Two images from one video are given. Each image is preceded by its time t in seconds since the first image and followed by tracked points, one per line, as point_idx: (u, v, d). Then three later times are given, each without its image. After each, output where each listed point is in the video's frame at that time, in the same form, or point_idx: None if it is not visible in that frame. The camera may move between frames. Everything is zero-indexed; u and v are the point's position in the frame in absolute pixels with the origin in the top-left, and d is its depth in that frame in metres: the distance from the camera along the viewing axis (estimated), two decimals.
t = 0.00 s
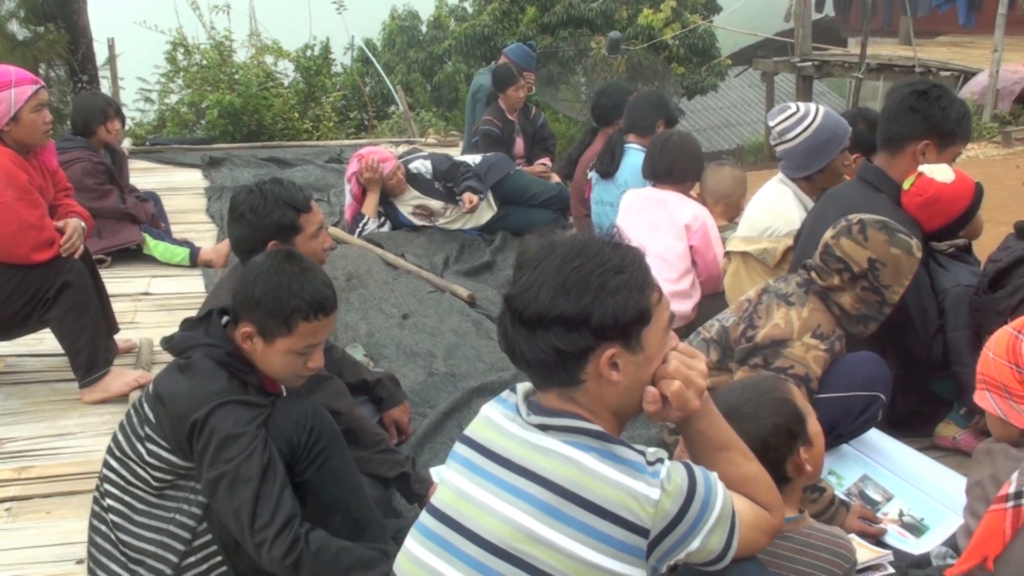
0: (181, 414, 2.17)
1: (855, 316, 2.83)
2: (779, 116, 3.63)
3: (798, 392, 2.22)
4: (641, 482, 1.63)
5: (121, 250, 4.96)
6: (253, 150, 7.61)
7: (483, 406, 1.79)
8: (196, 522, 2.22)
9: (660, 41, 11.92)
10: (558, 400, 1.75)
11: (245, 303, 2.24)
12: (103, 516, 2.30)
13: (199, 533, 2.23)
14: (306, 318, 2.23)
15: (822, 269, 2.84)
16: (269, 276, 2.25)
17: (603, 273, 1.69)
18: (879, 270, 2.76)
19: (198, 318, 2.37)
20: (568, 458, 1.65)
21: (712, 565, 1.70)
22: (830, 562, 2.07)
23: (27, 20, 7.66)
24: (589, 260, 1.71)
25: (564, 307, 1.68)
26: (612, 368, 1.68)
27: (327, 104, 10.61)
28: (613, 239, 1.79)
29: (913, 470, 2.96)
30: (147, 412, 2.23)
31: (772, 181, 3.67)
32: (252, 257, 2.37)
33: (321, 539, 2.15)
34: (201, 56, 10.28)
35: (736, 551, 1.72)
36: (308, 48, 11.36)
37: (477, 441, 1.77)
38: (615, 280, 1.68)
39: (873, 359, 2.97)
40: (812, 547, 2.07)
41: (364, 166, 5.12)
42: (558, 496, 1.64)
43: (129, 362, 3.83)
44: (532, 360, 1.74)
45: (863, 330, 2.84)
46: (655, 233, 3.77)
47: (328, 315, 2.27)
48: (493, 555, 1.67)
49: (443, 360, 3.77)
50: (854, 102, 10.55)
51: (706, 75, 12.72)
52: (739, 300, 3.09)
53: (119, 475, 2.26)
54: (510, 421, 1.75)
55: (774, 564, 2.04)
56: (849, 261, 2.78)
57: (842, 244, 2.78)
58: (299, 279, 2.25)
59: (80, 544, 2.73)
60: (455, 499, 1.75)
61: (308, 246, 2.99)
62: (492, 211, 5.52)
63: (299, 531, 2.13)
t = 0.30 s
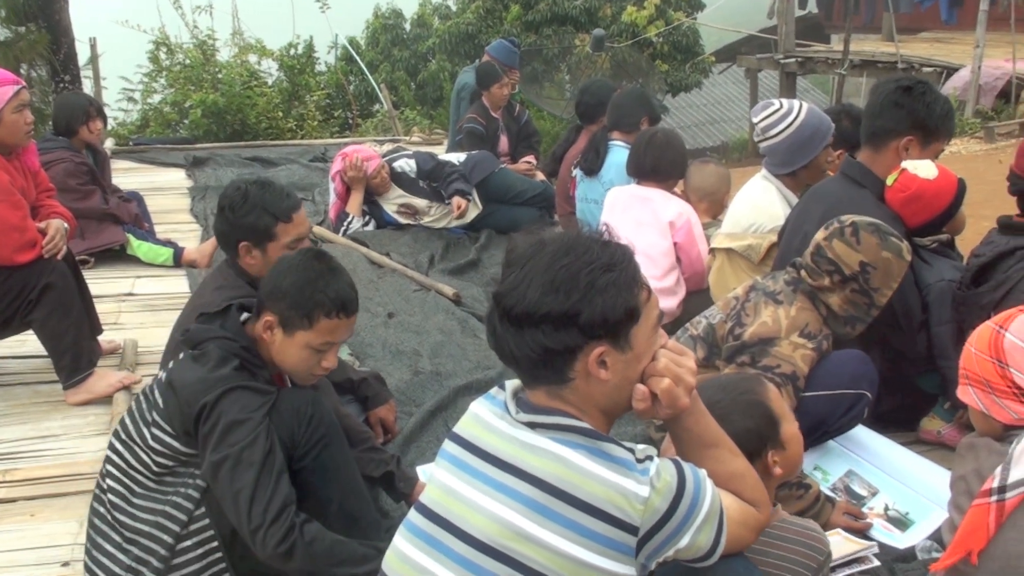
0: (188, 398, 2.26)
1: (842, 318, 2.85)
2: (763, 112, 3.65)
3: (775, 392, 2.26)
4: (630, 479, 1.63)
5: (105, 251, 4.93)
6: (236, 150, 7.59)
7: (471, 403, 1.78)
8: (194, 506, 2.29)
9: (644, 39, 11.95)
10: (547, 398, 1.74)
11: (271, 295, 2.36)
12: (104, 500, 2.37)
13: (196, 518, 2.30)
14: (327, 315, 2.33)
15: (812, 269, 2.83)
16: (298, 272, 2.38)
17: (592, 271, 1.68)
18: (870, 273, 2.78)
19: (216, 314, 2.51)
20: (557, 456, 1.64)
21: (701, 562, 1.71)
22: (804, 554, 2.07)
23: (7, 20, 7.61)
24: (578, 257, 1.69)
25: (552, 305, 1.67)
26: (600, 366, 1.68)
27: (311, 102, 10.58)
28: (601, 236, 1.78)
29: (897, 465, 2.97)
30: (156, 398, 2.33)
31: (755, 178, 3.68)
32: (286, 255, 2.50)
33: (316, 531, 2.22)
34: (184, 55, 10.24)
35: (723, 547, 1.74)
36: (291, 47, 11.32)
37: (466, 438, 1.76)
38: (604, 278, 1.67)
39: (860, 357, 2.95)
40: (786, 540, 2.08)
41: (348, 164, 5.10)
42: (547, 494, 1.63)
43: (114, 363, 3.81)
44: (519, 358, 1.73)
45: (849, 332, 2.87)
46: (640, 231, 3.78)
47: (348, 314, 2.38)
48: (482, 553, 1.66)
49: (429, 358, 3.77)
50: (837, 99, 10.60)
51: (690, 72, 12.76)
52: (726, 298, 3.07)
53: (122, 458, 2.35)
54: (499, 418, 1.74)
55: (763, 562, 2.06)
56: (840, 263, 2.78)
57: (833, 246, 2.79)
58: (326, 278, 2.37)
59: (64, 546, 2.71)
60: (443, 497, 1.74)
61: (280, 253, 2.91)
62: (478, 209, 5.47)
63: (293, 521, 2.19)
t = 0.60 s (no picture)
0: (197, 388, 2.32)
1: (828, 314, 2.86)
2: (748, 110, 3.66)
3: (754, 392, 2.33)
4: (618, 478, 1.63)
5: (89, 250, 4.92)
6: (221, 147, 7.57)
7: (459, 400, 1.77)
8: (193, 496, 2.33)
9: (629, 36, 11.98)
10: (534, 396, 1.73)
11: (289, 298, 2.39)
12: (105, 489, 2.42)
13: (195, 508, 2.33)
14: (342, 323, 2.35)
15: (798, 267, 2.84)
16: (318, 278, 2.40)
17: (581, 270, 1.67)
18: (855, 271, 2.78)
19: (228, 311, 2.55)
20: (543, 453, 1.64)
21: (687, 560, 1.72)
22: (781, 550, 2.08)
23: None
24: (566, 257, 1.68)
25: (540, 304, 1.66)
26: (588, 366, 1.68)
27: (297, 100, 10.55)
28: (588, 235, 1.77)
29: (882, 461, 2.99)
30: (163, 388, 2.39)
31: (741, 176, 3.69)
32: (308, 259, 2.53)
33: (317, 525, 2.25)
34: (168, 53, 10.20)
35: (711, 544, 1.74)
36: (277, 45, 11.29)
37: (452, 435, 1.76)
38: (592, 277, 1.66)
39: (845, 355, 2.96)
40: (763, 537, 2.09)
41: (337, 163, 5.07)
42: (533, 491, 1.63)
43: (98, 362, 3.80)
44: (506, 356, 1.72)
45: (835, 329, 2.87)
46: (626, 228, 3.79)
47: (363, 325, 2.40)
48: (469, 550, 1.66)
49: (415, 356, 3.76)
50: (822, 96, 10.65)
51: (675, 69, 12.81)
52: (713, 295, 3.07)
53: (123, 447, 2.41)
54: (486, 415, 1.74)
55: (746, 559, 2.07)
56: (826, 261, 2.78)
57: (819, 244, 2.79)
58: (346, 287, 2.39)
59: (49, 546, 2.70)
60: (429, 494, 1.74)
61: (259, 259, 2.84)
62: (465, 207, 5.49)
63: (288, 521, 2.20)
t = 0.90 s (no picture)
0: (183, 390, 2.31)
1: (812, 309, 2.86)
2: (731, 107, 3.66)
3: (735, 389, 2.34)
4: (603, 476, 1.63)
5: (72, 251, 4.90)
6: (205, 148, 7.55)
7: (446, 399, 1.77)
8: (179, 497, 2.33)
9: (614, 34, 12.02)
10: (520, 395, 1.73)
11: (282, 300, 2.40)
12: (90, 490, 2.41)
13: (181, 509, 2.33)
14: (336, 327, 2.37)
15: (782, 263, 2.84)
16: (313, 280, 2.41)
17: (566, 270, 1.66)
18: (838, 264, 2.80)
19: (217, 311, 2.53)
20: (529, 452, 1.64)
21: (673, 557, 1.71)
22: (759, 545, 2.12)
23: None
24: (551, 256, 1.67)
25: (526, 303, 1.65)
26: (574, 365, 1.68)
27: (281, 100, 10.53)
28: (574, 234, 1.76)
29: (867, 456, 3.00)
30: (150, 390, 2.38)
31: (726, 172, 3.69)
32: (302, 260, 2.53)
33: (292, 523, 2.22)
34: (152, 53, 10.16)
35: (696, 542, 1.74)
36: (261, 44, 11.25)
37: (439, 434, 1.76)
38: (578, 277, 1.65)
39: (829, 350, 2.97)
40: (743, 535, 2.11)
41: (326, 164, 5.04)
42: (518, 489, 1.63)
43: (82, 364, 3.78)
44: (492, 355, 1.72)
45: (819, 324, 2.88)
46: (610, 226, 3.79)
47: (355, 330, 2.42)
48: (455, 549, 1.67)
49: (401, 356, 3.76)
50: (807, 93, 10.67)
51: (660, 67, 12.85)
52: (697, 292, 3.08)
53: (110, 448, 2.40)
54: (472, 414, 1.74)
55: (730, 556, 2.11)
56: (809, 256, 2.79)
57: (802, 239, 2.80)
58: (340, 291, 2.41)
59: (33, 550, 2.69)
60: (415, 492, 1.74)
61: (243, 261, 2.84)
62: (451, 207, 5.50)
63: (261, 523, 2.18)
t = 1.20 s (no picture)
0: (179, 399, 2.35)
1: (796, 305, 2.86)
2: (715, 105, 3.68)
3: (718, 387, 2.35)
4: (589, 475, 1.63)
5: (55, 252, 4.87)
6: (189, 147, 7.52)
7: (432, 398, 1.77)
8: (172, 504, 2.40)
9: (598, 32, 12.06)
10: (506, 394, 1.73)
11: (282, 306, 2.46)
12: (79, 495, 2.46)
13: (173, 515, 2.41)
14: (335, 335, 2.45)
15: (766, 260, 2.84)
16: (313, 288, 2.49)
17: (552, 269, 1.66)
18: (822, 261, 2.80)
19: (209, 315, 2.59)
20: (516, 451, 1.64)
21: (660, 555, 1.71)
22: (734, 540, 2.13)
23: None
24: (537, 256, 1.67)
25: (511, 303, 1.65)
26: (560, 364, 1.67)
27: (266, 99, 10.50)
28: (560, 233, 1.76)
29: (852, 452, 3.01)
30: (141, 397, 2.43)
31: (709, 170, 3.70)
32: (301, 268, 2.61)
33: (303, 531, 2.32)
34: (135, 53, 10.12)
35: (682, 541, 1.74)
36: (245, 43, 11.22)
37: (426, 433, 1.75)
38: (564, 276, 1.65)
39: (813, 347, 2.98)
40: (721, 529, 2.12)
41: (310, 164, 5.01)
42: (505, 489, 1.63)
43: (66, 365, 3.77)
44: (478, 354, 1.72)
45: (804, 320, 2.88)
46: (595, 223, 3.80)
47: (352, 338, 2.50)
48: (443, 549, 1.66)
49: (386, 355, 3.76)
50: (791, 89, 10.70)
51: (645, 65, 12.88)
52: (682, 289, 3.08)
53: (98, 453, 2.46)
54: (459, 413, 1.74)
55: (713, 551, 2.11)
56: (793, 252, 2.80)
57: (785, 235, 2.80)
58: (340, 300, 2.49)
59: (18, 552, 2.68)
60: (402, 491, 1.74)
61: (226, 261, 2.83)
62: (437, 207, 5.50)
63: (270, 530, 2.26)
